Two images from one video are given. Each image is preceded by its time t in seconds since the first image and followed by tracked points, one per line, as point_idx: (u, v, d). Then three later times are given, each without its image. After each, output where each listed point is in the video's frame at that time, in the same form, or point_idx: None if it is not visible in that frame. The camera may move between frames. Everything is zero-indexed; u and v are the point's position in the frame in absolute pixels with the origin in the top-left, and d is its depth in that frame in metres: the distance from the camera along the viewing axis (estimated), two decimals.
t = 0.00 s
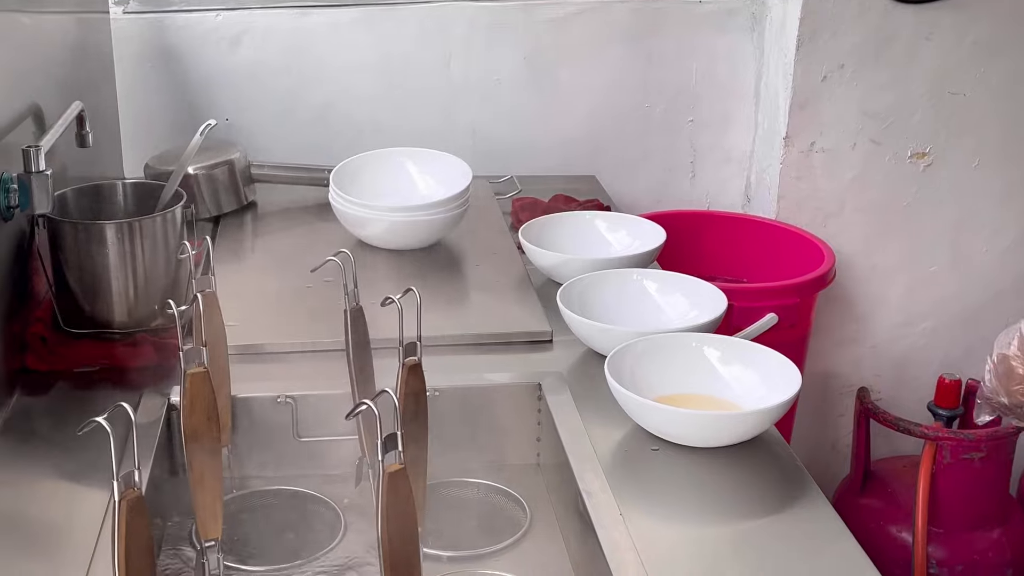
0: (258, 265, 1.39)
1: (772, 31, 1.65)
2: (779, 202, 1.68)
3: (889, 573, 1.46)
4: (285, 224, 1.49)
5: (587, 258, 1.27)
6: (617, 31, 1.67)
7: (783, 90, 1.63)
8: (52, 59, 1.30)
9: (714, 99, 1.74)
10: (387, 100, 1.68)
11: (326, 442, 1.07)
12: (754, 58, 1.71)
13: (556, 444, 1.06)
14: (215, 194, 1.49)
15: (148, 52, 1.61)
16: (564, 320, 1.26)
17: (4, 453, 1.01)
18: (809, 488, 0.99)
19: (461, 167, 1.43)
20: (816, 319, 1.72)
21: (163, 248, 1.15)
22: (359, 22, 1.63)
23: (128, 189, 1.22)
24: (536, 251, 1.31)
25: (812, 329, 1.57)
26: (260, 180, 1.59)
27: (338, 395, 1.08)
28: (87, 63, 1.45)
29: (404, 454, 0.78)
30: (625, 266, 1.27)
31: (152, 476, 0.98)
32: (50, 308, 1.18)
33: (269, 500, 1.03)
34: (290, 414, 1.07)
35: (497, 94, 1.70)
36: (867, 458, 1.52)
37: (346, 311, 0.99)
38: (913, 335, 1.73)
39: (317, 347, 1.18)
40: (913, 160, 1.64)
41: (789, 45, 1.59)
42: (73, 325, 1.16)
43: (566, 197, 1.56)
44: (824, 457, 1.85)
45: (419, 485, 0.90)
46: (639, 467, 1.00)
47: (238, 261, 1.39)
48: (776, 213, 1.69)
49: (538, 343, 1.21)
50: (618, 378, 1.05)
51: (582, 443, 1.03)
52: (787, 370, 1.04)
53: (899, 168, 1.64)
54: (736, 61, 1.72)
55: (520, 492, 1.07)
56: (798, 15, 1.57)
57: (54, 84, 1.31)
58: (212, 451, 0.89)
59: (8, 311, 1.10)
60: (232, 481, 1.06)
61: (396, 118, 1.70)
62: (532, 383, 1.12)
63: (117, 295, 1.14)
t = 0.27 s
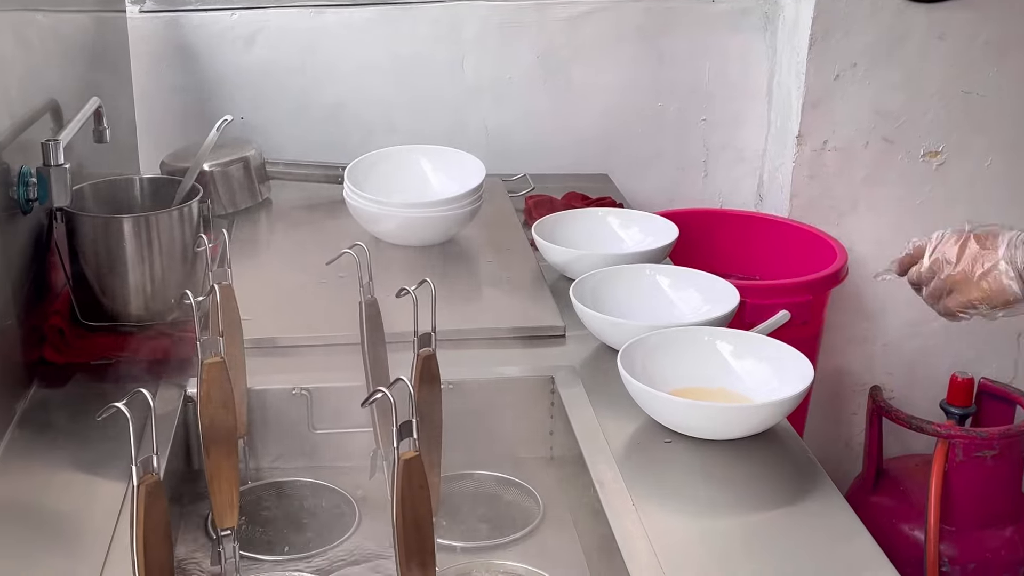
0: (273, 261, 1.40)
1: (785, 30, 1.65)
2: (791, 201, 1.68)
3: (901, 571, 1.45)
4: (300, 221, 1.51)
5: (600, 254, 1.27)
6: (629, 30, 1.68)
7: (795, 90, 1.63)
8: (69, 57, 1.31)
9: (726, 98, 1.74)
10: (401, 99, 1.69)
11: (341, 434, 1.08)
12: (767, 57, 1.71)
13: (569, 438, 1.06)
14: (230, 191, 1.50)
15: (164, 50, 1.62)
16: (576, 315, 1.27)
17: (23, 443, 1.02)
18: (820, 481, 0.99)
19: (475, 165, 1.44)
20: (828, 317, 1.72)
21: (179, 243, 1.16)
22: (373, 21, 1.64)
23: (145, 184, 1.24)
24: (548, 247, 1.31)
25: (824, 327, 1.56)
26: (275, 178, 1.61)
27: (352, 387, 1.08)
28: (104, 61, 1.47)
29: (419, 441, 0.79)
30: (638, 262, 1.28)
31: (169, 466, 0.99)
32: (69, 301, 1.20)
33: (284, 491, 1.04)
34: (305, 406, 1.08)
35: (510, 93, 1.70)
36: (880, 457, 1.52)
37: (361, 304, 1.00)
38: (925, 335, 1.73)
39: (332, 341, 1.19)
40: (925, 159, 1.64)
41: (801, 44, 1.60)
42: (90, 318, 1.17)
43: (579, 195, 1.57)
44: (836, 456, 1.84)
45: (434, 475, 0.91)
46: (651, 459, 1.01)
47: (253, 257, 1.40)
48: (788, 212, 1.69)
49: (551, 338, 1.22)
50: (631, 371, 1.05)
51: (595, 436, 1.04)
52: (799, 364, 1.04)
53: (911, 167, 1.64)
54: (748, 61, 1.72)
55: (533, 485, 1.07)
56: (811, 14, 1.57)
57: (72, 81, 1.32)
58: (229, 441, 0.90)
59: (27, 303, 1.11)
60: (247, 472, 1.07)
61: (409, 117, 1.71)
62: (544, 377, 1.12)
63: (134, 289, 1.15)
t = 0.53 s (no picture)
0: (292, 263, 1.41)
1: (802, 33, 1.65)
2: (808, 204, 1.68)
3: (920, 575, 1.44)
4: (319, 223, 1.52)
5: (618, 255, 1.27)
6: (646, 34, 1.68)
7: (812, 93, 1.63)
8: (91, 60, 1.33)
9: (743, 101, 1.74)
10: (418, 103, 1.70)
11: (360, 433, 1.09)
12: (784, 60, 1.71)
13: (587, 437, 1.07)
14: (250, 195, 1.53)
15: (184, 55, 1.64)
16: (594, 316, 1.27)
17: (46, 441, 1.03)
18: (838, 481, 0.99)
19: (493, 167, 1.45)
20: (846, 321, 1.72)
21: (200, 243, 1.17)
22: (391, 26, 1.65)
23: (167, 186, 1.25)
24: (566, 248, 1.32)
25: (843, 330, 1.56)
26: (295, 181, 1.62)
27: (371, 386, 1.09)
28: (126, 65, 1.48)
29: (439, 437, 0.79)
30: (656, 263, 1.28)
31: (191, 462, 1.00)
32: (91, 301, 1.21)
33: (303, 489, 1.04)
34: (324, 404, 1.08)
35: (527, 96, 1.71)
36: (898, 460, 1.51)
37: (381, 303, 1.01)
38: (944, 338, 1.72)
39: (351, 341, 1.20)
40: (943, 162, 1.63)
41: (819, 48, 1.60)
42: (112, 318, 1.18)
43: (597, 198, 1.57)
44: (854, 460, 1.84)
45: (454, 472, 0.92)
46: (670, 458, 1.01)
47: (272, 259, 1.41)
48: (805, 215, 1.69)
49: (569, 339, 1.22)
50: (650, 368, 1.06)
51: (614, 435, 1.04)
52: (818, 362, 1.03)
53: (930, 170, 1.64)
54: (766, 64, 1.72)
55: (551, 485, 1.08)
56: (828, 17, 1.57)
57: (94, 84, 1.33)
58: (250, 438, 0.90)
59: (50, 303, 1.12)
60: (267, 471, 1.08)
61: (427, 120, 1.72)
62: (561, 376, 1.12)
63: (155, 288, 1.16)
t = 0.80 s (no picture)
0: (314, 268, 1.42)
1: (822, 39, 1.65)
2: (828, 209, 1.67)
3: None
4: (340, 230, 1.53)
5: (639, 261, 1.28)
6: (665, 41, 1.69)
7: (832, 99, 1.63)
8: (116, 67, 1.34)
9: (763, 107, 1.74)
10: (439, 109, 1.71)
11: (383, 436, 1.09)
12: (803, 66, 1.71)
13: (608, 441, 1.07)
14: (272, 200, 1.53)
15: (206, 62, 1.65)
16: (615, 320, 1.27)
17: (72, 442, 1.04)
18: (861, 484, 0.98)
19: (513, 173, 1.46)
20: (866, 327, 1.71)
21: (223, 248, 1.18)
22: (411, 33, 1.66)
23: (190, 192, 1.26)
24: (587, 254, 1.32)
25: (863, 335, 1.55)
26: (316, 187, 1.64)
27: (394, 390, 1.10)
28: (149, 72, 1.50)
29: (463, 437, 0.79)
30: (676, 268, 1.28)
31: (216, 464, 1.01)
32: (116, 305, 1.22)
33: (329, 492, 1.05)
34: (347, 407, 1.09)
35: (546, 103, 1.72)
36: (919, 466, 1.50)
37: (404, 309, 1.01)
38: (966, 345, 1.71)
39: (374, 345, 1.20)
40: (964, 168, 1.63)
41: (838, 53, 1.59)
42: (137, 322, 1.19)
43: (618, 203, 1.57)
44: (875, 467, 1.83)
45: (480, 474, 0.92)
46: (692, 461, 1.01)
47: (294, 265, 1.42)
48: (825, 220, 1.68)
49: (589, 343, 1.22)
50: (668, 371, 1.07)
51: (635, 438, 1.04)
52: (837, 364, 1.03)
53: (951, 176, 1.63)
54: (785, 70, 1.72)
55: (574, 488, 1.08)
56: (848, 23, 1.57)
57: (118, 91, 1.35)
58: (275, 440, 0.90)
59: (76, 306, 1.13)
60: (291, 473, 1.08)
61: (447, 127, 1.73)
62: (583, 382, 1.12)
63: (178, 293, 1.17)
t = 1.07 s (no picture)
0: (332, 275, 1.42)
1: (839, 46, 1.65)
2: (846, 216, 1.67)
3: None
4: (357, 237, 1.53)
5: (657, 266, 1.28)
6: (681, 48, 1.69)
7: (849, 105, 1.63)
8: (135, 76, 1.35)
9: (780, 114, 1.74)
10: (456, 117, 1.72)
11: (401, 442, 1.09)
12: (820, 73, 1.71)
13: (626, 447, 1.06)
14: (290, 208, 1.54)
15: (224, 71, 1.66)
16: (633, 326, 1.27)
17: (91, 447, 1.04)
18: (880, 490, 0.97)
19: (530, 180, 1.46)
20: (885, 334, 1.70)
21: (241, 255, 1.19)
22: (428, 41, 1.66)
23: (209, 199, 1.27)
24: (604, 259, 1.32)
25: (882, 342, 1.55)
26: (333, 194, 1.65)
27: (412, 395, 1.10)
28: (168, 81, 1.51)
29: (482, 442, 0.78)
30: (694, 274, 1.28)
31: (236, 469, 1.02)
32: (135, 312, 1.23)
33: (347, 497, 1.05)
34: (365, 413, 1.11)
35: (562, 110, 1.72)
36: (938, 474, 1.48)
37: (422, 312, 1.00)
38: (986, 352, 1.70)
39: (392, 351, 1.20)
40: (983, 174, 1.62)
41: (856, 60, 1.59)
42: (156, 328, 1.20)
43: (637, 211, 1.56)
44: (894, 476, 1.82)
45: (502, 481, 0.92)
46: (710, 467, 1.01)
47: (312, 272, 1.43)
48: (843, 227, 1.68)
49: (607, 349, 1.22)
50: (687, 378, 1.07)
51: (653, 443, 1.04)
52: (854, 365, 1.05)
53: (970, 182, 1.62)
54: (802, 77, 1.71)
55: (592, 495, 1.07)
56: (865, 29, 1.56)
57: (138, 100, 1.36)
58: (294, 446, 0.90)
59: (96, 313, 1.14)
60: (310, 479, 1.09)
61: (464, 135, 1.73)
62: (601, 387, 1.12)
63: (197, 301, 1.18)
